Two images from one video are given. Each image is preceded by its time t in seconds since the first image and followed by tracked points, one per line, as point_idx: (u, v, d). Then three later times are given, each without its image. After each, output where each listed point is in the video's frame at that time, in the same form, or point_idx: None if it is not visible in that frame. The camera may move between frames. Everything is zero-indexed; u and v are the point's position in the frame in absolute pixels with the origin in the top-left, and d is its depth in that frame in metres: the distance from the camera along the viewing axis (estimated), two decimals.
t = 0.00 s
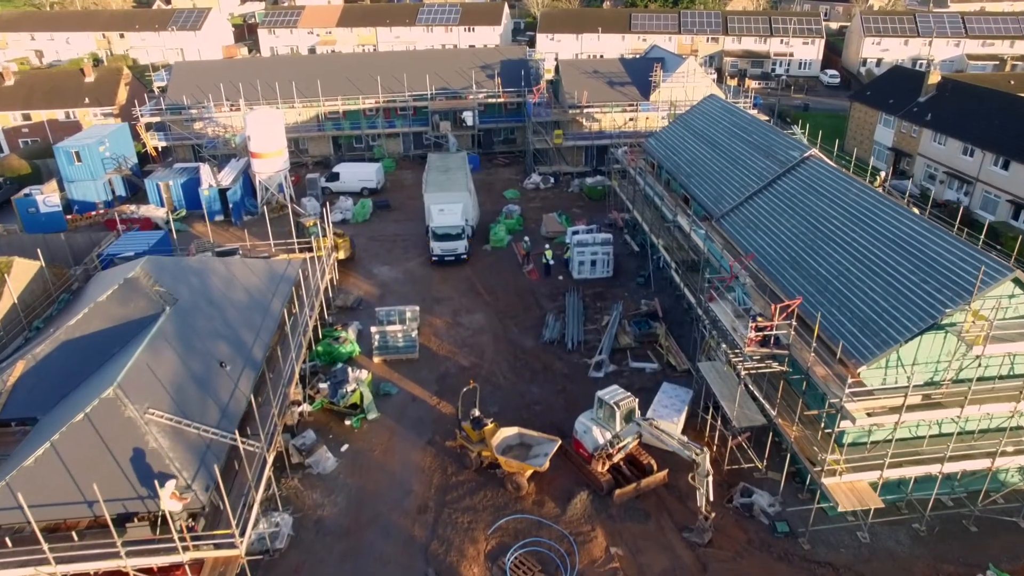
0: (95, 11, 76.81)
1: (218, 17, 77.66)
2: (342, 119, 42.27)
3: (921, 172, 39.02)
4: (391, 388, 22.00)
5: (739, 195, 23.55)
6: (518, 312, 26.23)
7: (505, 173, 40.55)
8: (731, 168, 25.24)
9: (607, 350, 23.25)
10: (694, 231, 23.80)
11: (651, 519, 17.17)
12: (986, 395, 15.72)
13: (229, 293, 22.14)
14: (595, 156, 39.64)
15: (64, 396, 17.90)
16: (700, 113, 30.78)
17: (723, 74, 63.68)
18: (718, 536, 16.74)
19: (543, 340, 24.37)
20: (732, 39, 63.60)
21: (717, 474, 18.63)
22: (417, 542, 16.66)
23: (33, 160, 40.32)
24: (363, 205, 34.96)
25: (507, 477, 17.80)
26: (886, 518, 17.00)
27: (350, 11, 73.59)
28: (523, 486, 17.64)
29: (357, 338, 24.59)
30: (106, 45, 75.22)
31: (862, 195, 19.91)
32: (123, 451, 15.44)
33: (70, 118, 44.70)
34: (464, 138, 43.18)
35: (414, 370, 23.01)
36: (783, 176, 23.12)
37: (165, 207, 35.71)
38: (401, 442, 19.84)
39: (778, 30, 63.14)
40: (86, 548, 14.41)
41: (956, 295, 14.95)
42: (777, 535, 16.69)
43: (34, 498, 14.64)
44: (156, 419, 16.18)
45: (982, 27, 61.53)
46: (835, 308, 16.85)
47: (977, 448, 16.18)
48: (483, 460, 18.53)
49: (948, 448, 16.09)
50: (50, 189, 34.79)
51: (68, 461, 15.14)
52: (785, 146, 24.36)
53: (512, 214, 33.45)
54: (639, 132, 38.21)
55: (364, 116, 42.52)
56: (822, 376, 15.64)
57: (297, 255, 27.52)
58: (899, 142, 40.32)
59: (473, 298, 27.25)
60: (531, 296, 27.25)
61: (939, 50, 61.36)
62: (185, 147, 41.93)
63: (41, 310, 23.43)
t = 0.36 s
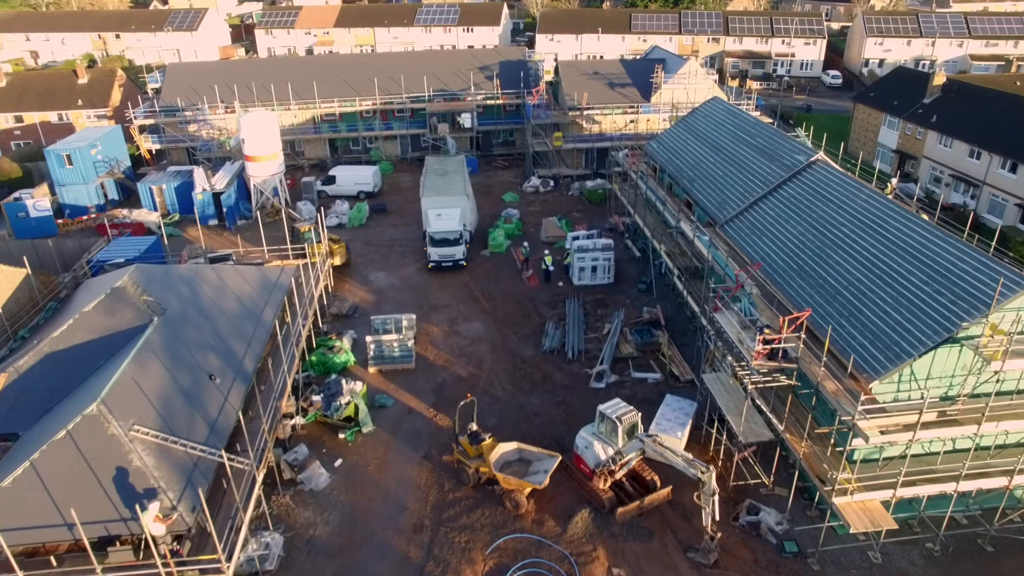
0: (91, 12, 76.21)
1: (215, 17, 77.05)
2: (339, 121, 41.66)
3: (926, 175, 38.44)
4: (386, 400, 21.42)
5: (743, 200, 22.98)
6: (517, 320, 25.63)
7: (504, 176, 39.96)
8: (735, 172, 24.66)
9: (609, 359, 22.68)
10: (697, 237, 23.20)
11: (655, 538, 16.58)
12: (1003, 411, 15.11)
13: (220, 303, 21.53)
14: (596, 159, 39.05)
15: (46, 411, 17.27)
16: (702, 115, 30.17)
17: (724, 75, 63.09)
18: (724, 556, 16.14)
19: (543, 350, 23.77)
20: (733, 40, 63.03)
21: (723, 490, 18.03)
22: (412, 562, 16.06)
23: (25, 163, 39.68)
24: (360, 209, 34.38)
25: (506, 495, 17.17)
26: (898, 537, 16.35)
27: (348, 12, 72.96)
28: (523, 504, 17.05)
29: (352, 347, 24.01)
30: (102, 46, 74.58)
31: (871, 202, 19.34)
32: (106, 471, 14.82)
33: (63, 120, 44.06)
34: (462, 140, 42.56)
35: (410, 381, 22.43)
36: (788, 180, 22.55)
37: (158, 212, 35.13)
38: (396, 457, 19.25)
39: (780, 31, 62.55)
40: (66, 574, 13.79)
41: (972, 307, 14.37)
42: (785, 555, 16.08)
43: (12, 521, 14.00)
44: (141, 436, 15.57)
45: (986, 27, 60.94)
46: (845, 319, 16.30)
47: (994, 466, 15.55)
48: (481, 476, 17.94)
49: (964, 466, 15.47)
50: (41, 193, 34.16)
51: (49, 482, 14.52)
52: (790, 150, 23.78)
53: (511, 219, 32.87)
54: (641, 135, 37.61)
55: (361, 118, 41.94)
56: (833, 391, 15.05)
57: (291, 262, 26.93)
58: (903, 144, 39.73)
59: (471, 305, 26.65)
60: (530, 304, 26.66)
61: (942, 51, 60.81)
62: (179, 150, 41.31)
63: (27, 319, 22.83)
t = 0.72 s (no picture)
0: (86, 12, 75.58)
1: (212, 18, 76.41)
2: (334, 123, 41.03)
3: (931, 178, 37.80)
4: (380, 413, 20.81)
5: (747, 207, 22.33)
6: (514, 328, 25.00)
7: (502, 179, 39.32)
8: (739, 177, 24.02)
9: (609, 370, 22.06)
10: (700, 244, 22.55)
11: (657, 560, 15.94)
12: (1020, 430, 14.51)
13: (208, 313, 20.89)
14: (595, 162, 38.40)
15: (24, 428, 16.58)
16: (705, 117, 29.51)
17: (725, 76, 62.42)
18: None
19: (541, 360, 23.13)
20: (734, 40, 62.41)
21: (727, 508, 17.41)
22: None
23: (15, 166, 39.03)
24: (355, 214, 33.77)
25: (503, 515, 16.56)
26: (911, 559, 15.69)
27: (345, 12, 72.31)
28: (520, 525, 16.42)
29: (345, 358, 23.40)
30: (97, 46, 73.92)
31: (880, 209, 18.70)
32: (84, 494, 14.14)
33: (55, 122, 43.41)
34: (460, 142, 41.92)
35: (404, 393, 21.81)
36: (794, 186, 21.92)
37: (150, 216, 34.52)
38: (389, 474, 18.62)
39: (781, 31, 61.92)
40: None
41: (989, 321, 13.74)
42: None
43: None
44: (122, 455, 14.93)
45: (990, 27, 60.26)
46: (855, 332, 15.66)
47: (1011, 486, 14.93)
48: (477, 494, 17.32)
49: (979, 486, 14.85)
50: (30, 198, 33.52)
51: (22, 505, 13.81)
52: (795, 154, 23.14)
53: (509, 224, 32.24)
54: (641, 137, 36.97)
55: (357, 120, 41.31)
56: (843, 409, 14.42)
57: (283, 269, 26.30)
58: (908, 147, 39.10)
59: (468, 313, 26.02)
60: (528, 311, 26.03)
61: (945, 51, 60.20)
62: (172, 153, 40.66)
63: (12, 330, 22.14)
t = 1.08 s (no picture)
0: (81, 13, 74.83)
1: (207, 18, 75.67)
2: (329, 126, 40.35)
3: (936, 182, 37.13)
4: (372, 428, 20.15)
5: (751, 213, 21.65)
6: (511, 338, 24.34)
7: (500, 182, 38.64)
8: (742, 182, 23.35)
9: (609, 383, 21.39)
10: (702, 252, 21.86)
11: None
12: None
13: (194, 325, 20.20)
14: (595, 165, 37.72)
15: None
16: (706, 120, 28.81)
17: (726, 77, 61.74)
18: None
19: (539, 371, 22.45)
20: (735, 41, 61.74)
21: (732, 529, 16.74)
22: None
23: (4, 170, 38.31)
24: (349, 218, 33.11)
25: (498, 538, 15.90)
26: None
27: (342, 13, 71.59)
28: (516, 548, 15.75)
29: (336, 369, 22.74)
30: (91, 47, 73.11)
31: (889, 218, 18.02)
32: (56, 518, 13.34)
33: (45, 124, 42.66)
34: (457, 145, 41.23)
35: (397, 407, 21.16)
36: (799, 192, 21.25)
37: (140, 221, 33.84)
38: (381, 492, 17.94)
39: (782, 31, 61.22)
40: None
41: (1008, 337, 13.05)
42: None
43: None
44: (98, 478, 14.22)
45: (993, 27, 59.60)
46: (866, 348, 14.99)
47: None
48: (471, 515, 16.66)
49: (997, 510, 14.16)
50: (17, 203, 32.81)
51: None
52: (800, 159, 22.46)
53: (506, 229, 31.60)
54: (641, 140, 36.30)
55: (352, 122, 40.62)
56: (854, 429, 13.73)
57: (274, 277, 25.61)
58: (912, 150, 38.44)
59: (464, 322, 25.35)
60: (525, 320, 25.36)
61: (948, 51, 59.55)
62: (164, 155, 39.96)
63: None
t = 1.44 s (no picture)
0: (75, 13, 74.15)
1: (203, 18, 74.93)
2: (323, 128, 39.63)
3: (942, 185, 36.40)
4: (363, 444, 19.46)
5: (755, 221, 20.94)
6: (507, 348, 23.64)
7: (497, 186, 37.93)
8: (745, 188, 22.65)
9: (608, 396, 20.71)
10: (704, 261, 21.15)
11: None
12: None
13: (178, 339, 19.46)
14: (594, 168, 37.01)
15: None
16: (708, 124, 28.08)
17: (726, 77, 61.04)
18: None
19: (536, 384, 21.74)
20: (736, 41, 61.02)
21: (736, 552, 16.05)
22: None
23: None
24: (343, 224, 32.42)
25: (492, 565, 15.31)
26: None
27: (339, 12, 70.88)
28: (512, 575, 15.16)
29: (327, 382, 22.05)
30: (85, 47, 72.33)
31: (900, 227, 17.32)
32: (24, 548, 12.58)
33: (34, 127, 41.92)
34: (453, 148, 40.48)
35: (389, 422, 20.48)
36: (804, 199, 20.54)
37: (129, 226, 33.09)
38: (371, 514, 17.24)
39: (783, 31, 60.47)
40: None
41: None
42: None
43: None
44: (71, 504, 13.48)
45: (996, 27, 58.90)
46: (877, 365, 14.30)
47: None
48: (464, 539, 15.99)
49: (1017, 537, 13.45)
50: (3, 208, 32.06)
51: None
52: (805, 164, 21.74)
53: (503, 234, 30.92)
54: (640, 143, 35.58)
55: (347, 125, 39.91)
56: (866, 453, 13.01)
57: (264, 286, 24.89)
58: (916, 152, 37.71)
59: (459, 332, 24.66)
60: (522, 330, 24.67)
61: (951, 52, 58.83)
62: (155, 159, 39.23)
63: None
